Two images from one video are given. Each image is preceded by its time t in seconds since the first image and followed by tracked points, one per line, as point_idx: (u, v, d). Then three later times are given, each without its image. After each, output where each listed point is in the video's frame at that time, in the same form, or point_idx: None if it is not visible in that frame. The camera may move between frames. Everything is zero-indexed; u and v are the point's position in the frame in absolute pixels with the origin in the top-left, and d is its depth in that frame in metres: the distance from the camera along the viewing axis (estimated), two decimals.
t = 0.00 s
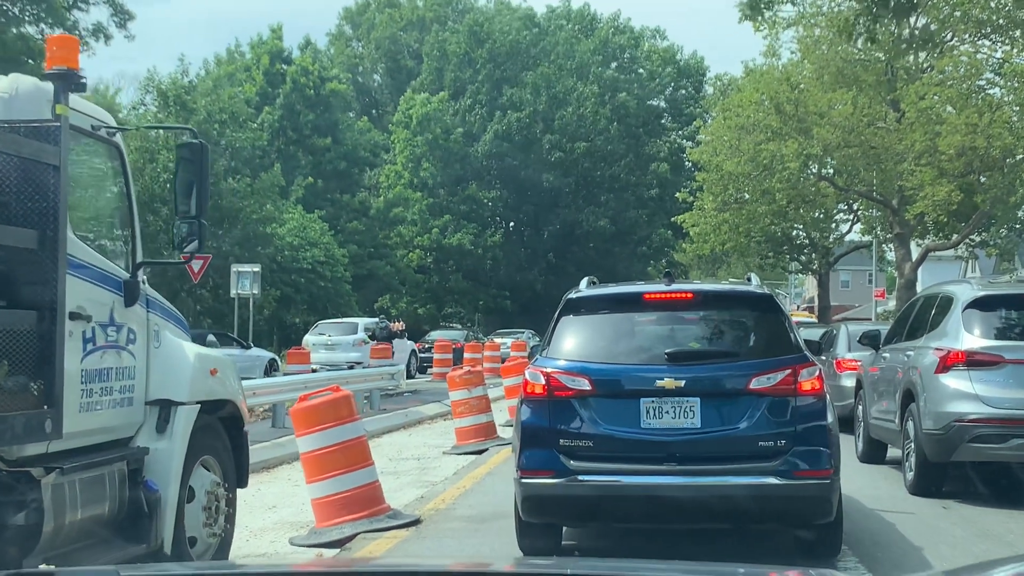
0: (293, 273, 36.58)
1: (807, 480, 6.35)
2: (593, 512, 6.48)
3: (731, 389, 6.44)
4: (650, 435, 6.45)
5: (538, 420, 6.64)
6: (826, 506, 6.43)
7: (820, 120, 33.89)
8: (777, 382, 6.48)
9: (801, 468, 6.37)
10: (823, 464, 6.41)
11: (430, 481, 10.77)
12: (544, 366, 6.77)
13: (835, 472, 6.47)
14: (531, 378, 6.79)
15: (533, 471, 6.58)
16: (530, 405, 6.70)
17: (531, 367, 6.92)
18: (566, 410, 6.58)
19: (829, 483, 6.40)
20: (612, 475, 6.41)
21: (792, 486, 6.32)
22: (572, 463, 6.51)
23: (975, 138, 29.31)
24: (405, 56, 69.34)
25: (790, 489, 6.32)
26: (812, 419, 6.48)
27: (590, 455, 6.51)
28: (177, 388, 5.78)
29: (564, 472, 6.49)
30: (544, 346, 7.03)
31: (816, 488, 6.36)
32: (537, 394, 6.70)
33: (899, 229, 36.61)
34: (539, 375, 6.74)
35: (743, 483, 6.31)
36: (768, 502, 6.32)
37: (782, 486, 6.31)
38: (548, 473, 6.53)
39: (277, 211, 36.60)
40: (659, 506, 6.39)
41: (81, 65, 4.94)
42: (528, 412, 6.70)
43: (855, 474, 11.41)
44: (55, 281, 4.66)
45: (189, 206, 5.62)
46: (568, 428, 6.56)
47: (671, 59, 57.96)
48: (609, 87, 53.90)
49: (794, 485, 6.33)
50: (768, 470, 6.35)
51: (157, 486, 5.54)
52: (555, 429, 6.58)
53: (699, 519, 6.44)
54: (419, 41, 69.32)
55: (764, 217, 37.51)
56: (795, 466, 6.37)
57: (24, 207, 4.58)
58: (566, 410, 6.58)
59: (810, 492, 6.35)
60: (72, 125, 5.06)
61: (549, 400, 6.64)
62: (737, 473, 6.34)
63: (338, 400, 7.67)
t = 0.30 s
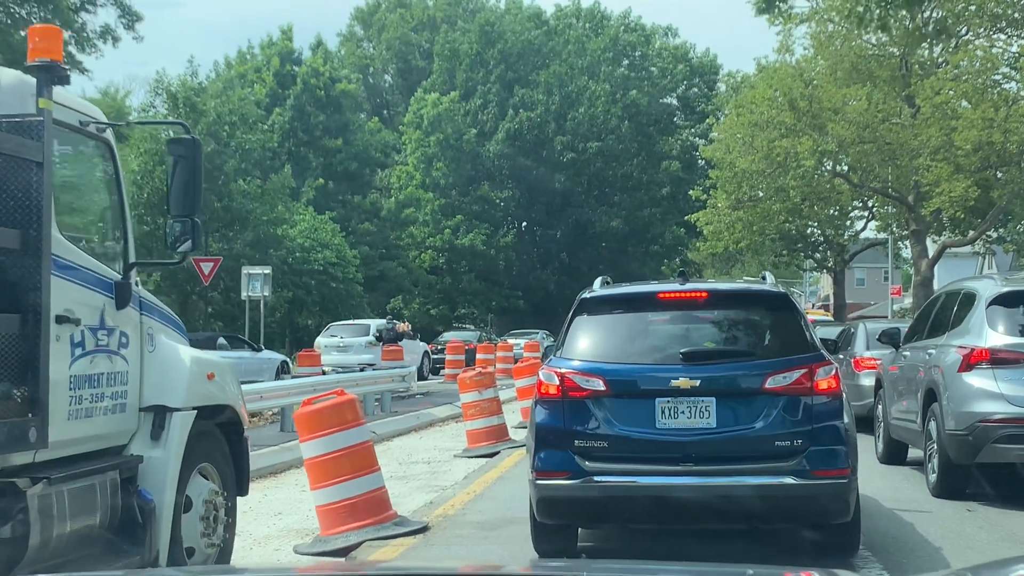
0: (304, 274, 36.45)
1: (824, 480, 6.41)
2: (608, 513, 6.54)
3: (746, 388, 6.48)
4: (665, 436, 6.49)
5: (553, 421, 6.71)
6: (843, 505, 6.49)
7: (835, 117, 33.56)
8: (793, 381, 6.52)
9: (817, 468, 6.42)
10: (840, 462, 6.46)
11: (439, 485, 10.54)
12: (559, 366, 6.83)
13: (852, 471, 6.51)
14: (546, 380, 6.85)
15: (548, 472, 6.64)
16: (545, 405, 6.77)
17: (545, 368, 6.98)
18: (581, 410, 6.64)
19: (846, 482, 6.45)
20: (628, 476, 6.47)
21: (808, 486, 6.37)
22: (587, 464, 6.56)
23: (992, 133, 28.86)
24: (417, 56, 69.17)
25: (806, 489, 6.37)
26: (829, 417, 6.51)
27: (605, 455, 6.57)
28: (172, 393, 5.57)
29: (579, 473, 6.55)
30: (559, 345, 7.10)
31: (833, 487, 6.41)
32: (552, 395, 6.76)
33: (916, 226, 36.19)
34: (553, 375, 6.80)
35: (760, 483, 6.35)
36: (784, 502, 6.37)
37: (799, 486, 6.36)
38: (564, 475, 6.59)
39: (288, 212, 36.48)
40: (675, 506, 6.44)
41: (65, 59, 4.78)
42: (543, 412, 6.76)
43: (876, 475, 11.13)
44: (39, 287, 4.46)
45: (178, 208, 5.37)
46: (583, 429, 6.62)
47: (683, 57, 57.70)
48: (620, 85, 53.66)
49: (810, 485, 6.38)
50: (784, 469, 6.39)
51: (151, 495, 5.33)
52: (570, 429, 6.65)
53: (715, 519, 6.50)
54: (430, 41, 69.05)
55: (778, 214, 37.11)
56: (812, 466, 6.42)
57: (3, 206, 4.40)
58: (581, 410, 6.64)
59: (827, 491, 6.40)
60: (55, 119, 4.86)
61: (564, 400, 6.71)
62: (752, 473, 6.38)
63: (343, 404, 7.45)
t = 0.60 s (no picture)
0: (311, 277, 36.28)
1: (836, 482, 6.47)
2: (618, 516, 6.60)
3: (757, 391, 6.53)
4: (676, 438, 6.55)
5: (563, 424, 6.76)
6: (856, 506, 6.54)
7: (844, 115, 33.25)
8: (805, 382, 6.57)
9: (830, 470, 6.47)
10: (852, 464, 6.51)
11: (445, 491, 10.29)
12: (569, 368, 6.89)
13: (864, 472, 6.57)
14: (555, 383, 6.90)
15: (558, 475, 6.68)
16: (555, 408, 6.82)
17: (555, 370, 7.04)
18: (590, 413, 6.69)
19: (859, 484, 6.51)
20: (639, 480, 6.53)
21: (820, 488, 6.43)
22: (597, 467, 6.62)
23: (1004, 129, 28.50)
24: (424, 57, 68.98)
25: (818, 491, 6.43)
26: (840, 418, 6.57)
27: (616, 458, 6.61)
28: (158, 400, 5.33)
29: (589, 476, 6.60)
30: (568, 347, 7.16)
31: (845, 489, 6.46)
32: (561, 397, 6.82)
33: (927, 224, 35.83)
34: (562, 379, 6.86)
35: (772, 486, 6.40)
36: (797, 503, 6.43)
37: (810, 487, 6.42)
38: (573, 478, 6.64)
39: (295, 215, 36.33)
40: (686, 509, 6.49)
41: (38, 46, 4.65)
42: (553, 415, 6.82)
43: (892, 479, 10.85)
44: (10, 289, 4.21)
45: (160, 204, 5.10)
46: (593, 432, 6.66)
47: (691, 56, 57.56)
48: (628, 85, 53.52)
49: (823, 486, 6.44)
50: (796, 471, 6.45)
51: (136, 507, 5.10)
52: (579, 432, 6.70)
53: (726, 522, 6.55)
54: (437, 41, 68.79)
55: (788, 214, 36.77)
56: (825, 468, 6.48)
57: None
58: (590, 413, 6.69)
59: (839, 493, 6.45)
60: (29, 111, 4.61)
61: (573, 402, 6.75)
62: (763, 475, 6.44)
63: (340, 410, 7.20)
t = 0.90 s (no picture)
0: (316, 278, 36.03)
1: (849, 485, 6.18)
2: (625, 520, 6.31)
3: (768, 392, 6.25)
4: (685, 440, 6.26)
5: (569, 427, 6.47)
6: (869, 510, 6.25)
7: (853, 112, 32.94)
8: (816, 383, 6.28)
9: (842, 473, 6.19)
10: (865, 466, 6.22)
11: (446, 497, 10.01)
12: (575, 370, 6.61)
13: (877, 475, 6.28)
14: (561, 384, 6.62)
15: (564, 478, 6.40)
16: (560, 410, 6.55)
17: (560, 372, 6.76)
18: (597, 415, 6.40)
19: (872, 487, 6.23)
20: (646, 483, 6.24)
21: (832, 492, 6.14)
22: (603, 470, 6.33)
23: (1016, 127, 27.93)
24: (429, 57, 68.77)
25: (830, 495, 6.15)
26: (854, 421, 6.28)
27: (623, 461, 6.32)
28: (139, 405, 5.06)
29: (596, 479, 6.31)
30: (573, 349, 6.88)
31: (857, 493, 6.17)
32: (568, 400, 6.53)
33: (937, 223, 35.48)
34: (569, 380, 6.58)
35: (783, 489, 6.11)
36: (809, 508, 6.14)
37: (823, 491, 6.14)
38: (580, 482, 6.35)
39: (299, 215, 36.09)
40: (696, 514, 6.21)
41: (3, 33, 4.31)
42: (559, 417, 6.54)
43: (907, 482, 10.53)
44: None
45: (135, 196, 4.80)
46: (600, 435, 6.38)
47: (697, 55, 57.35)
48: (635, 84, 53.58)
49: (835, 490, 6.15)
50: (807, 474, 6.17)
51: (114, 518, 4.83)
52: (586, 435, 6.41)
53: (736, 527, 6.25)
54: (442, 41, 68.49)
55: (797, 212, 36.43)
56: (837, 471, 6.19)
57: None
58: (597, 415, 6.40)
59: (851, 497, 6.17)
60: None
61: (579, 404, 6.48)
62: (775, 479, 6.14)
63: (334, 414, 6.94)
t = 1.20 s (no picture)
0: (320, 278, 35.79)
1: (864, 489, 5.87)
2: (632, 526, 6.00)
3: (779, 393, 5.94)
4: (694, 444, 5.94)
5: (575, 430, 6.17)
6: (884, 515, 5.94)
7: (863, 108, 32.58)
8: (829, 384, 5.97)
9: (857, 477, 5.87)
10: (879, 470, 5.91)
11: (447, 502, 9.71)
12: (580, 371, 6.30)
13: (892, 479, 5.97)
14: (567, 386, 6.33)
15: (570, 482, 6.11)
16: (565, 412, 6.25)
17: (566, 373, 6.46)
18: (604, 417, 6.10)
19: (887, 490, 5.92)
20: (654, 487, 5.92)
21: (846, 496, 5.83)
22: (610, 474, 6.02)
23: None
24: (434, 55, 68.48)
25: (843, 500, 5.83)
26: (868, 423, 5.96)
27: (630, 464, 6.02)
28: (113, 411, 4.77)
29: (603, 484, 6.01)
30: (579, 350, 6.56)
31: (872, 497, 5.86)
32: (574, 401, 6.23)
33: (947, 220, 35.08)
34: (575, 381, 6.28)
35: (795, 493, 5.79)
36: (822, 513, 5.83)
37: (835, 495, 5.83)
38: (586, 486, 6.05)
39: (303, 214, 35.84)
40: (707, 520, 5.89)
41: None
42: (565, 420, 6.23)
43: (922, 485, 10.20)
44: None
45: (107, 182, 4.52)
46: (606, 437, 6.07)
47: (704, 53, 57.04)
48: (642, 82, 53.17)
49: (848, 493, 5.84)
50: (820, 479, 5.86)
51: (84, 531, 4.53)
52: (592, 437, 6.11)
53: (746, 533, 5.94)
54: (447, 40, 68.18)
55: (805, 210, 36.02)
56: (850, 474, 5.88)
57: None
58: (604, 417, 6.10)
59: (866, 502, 5.86)
60: None
61: (585, 407, 6.18)
62: (787, 483, 5.82)
63: (325, 419, 6.62)
